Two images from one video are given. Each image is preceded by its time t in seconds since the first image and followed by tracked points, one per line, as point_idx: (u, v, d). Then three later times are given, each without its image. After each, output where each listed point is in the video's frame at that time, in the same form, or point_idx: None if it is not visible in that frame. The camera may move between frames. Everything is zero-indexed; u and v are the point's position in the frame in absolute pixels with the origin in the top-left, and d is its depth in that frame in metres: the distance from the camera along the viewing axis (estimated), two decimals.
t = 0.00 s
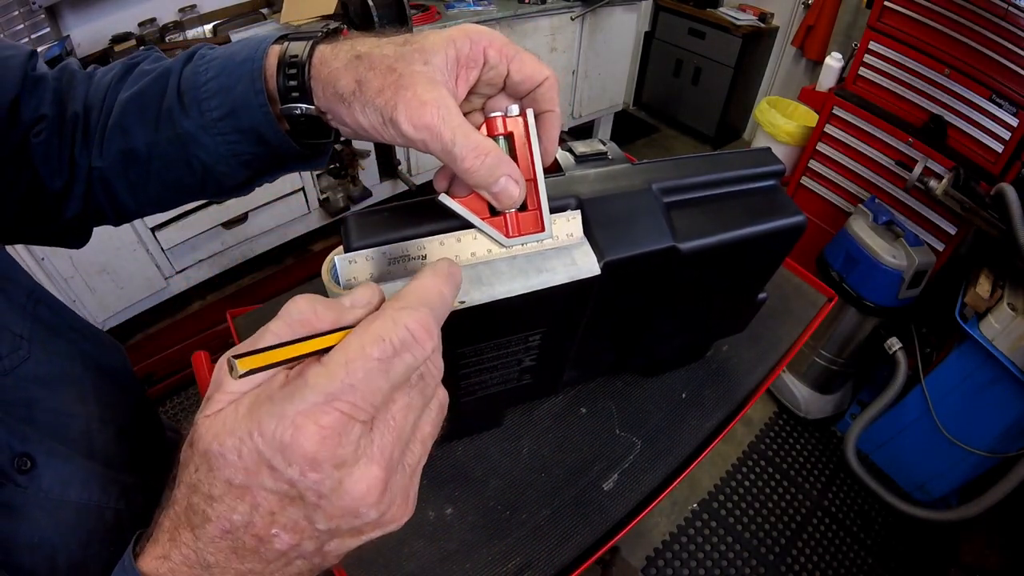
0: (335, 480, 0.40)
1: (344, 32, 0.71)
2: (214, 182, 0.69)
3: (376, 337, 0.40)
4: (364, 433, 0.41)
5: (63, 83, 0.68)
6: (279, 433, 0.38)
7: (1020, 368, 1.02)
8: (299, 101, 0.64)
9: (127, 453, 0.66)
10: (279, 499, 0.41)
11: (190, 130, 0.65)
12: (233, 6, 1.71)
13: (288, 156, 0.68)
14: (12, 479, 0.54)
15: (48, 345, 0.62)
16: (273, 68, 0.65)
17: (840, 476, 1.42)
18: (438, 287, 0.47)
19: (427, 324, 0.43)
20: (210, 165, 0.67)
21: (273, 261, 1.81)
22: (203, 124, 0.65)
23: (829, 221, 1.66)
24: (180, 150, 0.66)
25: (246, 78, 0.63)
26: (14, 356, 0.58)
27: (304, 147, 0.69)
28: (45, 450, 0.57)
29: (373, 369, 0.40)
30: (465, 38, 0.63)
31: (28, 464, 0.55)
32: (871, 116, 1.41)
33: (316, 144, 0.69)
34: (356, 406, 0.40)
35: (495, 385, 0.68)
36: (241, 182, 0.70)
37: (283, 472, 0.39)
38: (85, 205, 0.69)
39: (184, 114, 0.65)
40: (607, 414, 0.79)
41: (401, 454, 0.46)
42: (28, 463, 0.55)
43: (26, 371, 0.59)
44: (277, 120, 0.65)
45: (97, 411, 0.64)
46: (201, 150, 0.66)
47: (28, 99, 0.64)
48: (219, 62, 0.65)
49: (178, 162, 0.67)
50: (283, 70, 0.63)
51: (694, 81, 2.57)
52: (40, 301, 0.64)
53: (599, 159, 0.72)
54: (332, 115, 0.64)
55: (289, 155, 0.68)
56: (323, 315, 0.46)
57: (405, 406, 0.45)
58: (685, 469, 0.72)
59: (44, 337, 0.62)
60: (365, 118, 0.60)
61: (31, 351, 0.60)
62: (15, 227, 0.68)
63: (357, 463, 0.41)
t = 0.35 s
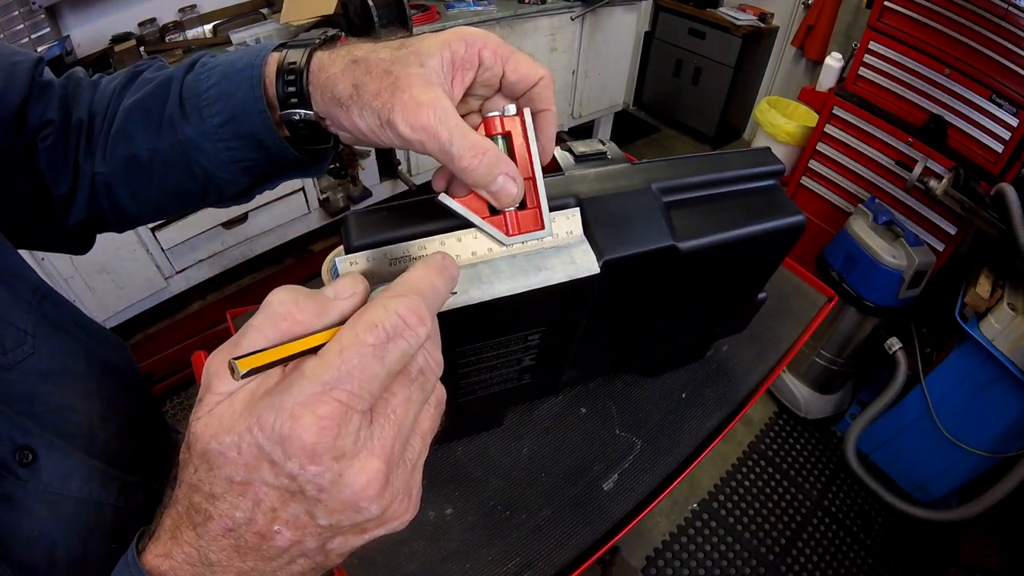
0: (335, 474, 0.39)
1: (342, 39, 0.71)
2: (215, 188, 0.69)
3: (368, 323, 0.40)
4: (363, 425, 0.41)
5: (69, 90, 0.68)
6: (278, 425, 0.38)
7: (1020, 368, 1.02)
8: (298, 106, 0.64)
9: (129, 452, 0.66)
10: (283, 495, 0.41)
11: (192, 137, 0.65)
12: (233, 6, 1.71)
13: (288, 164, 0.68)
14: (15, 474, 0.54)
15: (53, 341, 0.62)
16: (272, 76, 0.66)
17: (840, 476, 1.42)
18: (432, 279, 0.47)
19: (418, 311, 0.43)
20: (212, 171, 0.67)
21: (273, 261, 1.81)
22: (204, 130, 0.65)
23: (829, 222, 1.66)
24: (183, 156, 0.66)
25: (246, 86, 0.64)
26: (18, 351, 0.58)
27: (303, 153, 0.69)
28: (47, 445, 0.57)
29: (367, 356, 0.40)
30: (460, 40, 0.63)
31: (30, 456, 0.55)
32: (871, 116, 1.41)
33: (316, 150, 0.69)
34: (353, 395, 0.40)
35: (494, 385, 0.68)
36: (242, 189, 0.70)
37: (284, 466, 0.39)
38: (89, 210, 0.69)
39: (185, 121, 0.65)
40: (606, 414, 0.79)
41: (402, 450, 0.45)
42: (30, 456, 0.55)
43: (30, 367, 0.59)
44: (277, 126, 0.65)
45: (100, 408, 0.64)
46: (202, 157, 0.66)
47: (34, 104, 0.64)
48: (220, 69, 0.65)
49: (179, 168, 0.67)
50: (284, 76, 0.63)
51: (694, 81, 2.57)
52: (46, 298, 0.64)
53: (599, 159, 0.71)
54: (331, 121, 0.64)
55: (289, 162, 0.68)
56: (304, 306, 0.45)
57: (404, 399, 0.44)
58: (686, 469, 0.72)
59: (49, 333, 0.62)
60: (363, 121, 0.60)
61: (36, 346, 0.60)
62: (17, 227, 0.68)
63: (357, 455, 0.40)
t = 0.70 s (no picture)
0: (329, 466, 0.39)
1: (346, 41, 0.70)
2: (220, 190, 0.69)
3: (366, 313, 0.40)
4: (358, 415, 0.41)
5: (75, 95, 0.68)
6: (273, 415, 0.38)
7: (1020, 368, 1.02)
8: (301, 106, 0.64)
9: (131, 452, 0.66)
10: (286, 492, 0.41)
11: (198, 139, 0.65)
12: (233, 6, 1.71)
13: (293, 165, 0.68)
14: (16, 472, 0.54)
15: (56, 340, 0.62)
16: (276, 77, 0.65)
17: (840, 476, 1.42)
18: (427, 275, 0.46)
19: (417, 305, 0.43)
20: (217, 172, 0.67)
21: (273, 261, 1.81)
22: (210, 132, 0.65)
23: (829, 222, 1.66)
24: (188, 159, 0.66)
25: (251, 88, 0.64)
26: (21, 350, 0.58)
27: (308, 155, 0.68)
28: (49, 442, 0.57)
29: (364, 346, 0.40)
30: (459, 41, 0.63)
31: (32, 453, 0.55)
32: (871, 116, 1.41)
33: (320, 152, 0.68)
34: (350, 386, 0.40)
35: (494, 385, 0.68)
36: (247, 192, 0.70)
37: (277, 455, 0.39)
38: (94, 214, 0.69)
39: (191, 123, 0.65)
40: (606, 414, 0.78)
41: (399, 443, 0.45)
42: (32, 453, 0.54)
43: (33, 366, 0.59)
44: (281, 127, 0.65)
45: (102, 407, 0.64)
46: (208, 159, 0.66)
47: (41, 108, 0.64)
48: (225, 72, 0.65)
49: (184, 169, 0.67)
50: (288, 77, 0.63)
51: (694, 81, 2.57)
52: (50, 297, 0.64)
53: (599, 158, 0.71)
54: (333, 121, 0.64)
55: (295, 163, 0.68)
56: (301, 298, 0.45)
57: (402, 392, 0.44)
58: (686, 469, 0.72)
59: (52, 332, 0.62)
60: (363, 120, 0.60)
61: (39, 344, 0.60)
62: (19, 227, 0.68)
63: (352, 446, 0.40)
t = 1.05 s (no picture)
0: (291, 464, 0.39)
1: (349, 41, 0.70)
2: (221, 190, 0.69)
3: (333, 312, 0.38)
4: (324, 410, 0.40)
5: (77, 95, 0.68)
6: (273, 411, 0.38)
7: (1020, 367, 1.02)
8: (303, 105, 0.64)
9: (130, 450, 0.66)
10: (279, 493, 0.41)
11: (199, 138, 0.65)
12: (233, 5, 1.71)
13: (295, 165, 0.68)
14: (15, 468, 0.54)
15: (58, 337, 0.62)
16: (278, 77, 0.65)
17: (840, 476, 1.42)
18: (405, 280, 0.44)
19: (396, 299, 0.41)
20: (218, 172, 0.67)
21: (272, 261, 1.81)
22: (211, 132, 0.65)
23: (829, 222, 1.66)
24: (189, 158, 0.66)
25: (252, 88, 0.64)
26: (23, 346, 0.58)
27: (310, 154, 0.69)
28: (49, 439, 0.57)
29: (330, 345, 0.38)
30: (460, 42, 0.63)
31: (31, 450, 0.54)
32: (871, 116, 1.41)
33: (321, 151, 0.68)
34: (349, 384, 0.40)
35: (494, 384, 0.68)
36: (249, 192, 0.70)
37: (236, 448, 0.39)
38: (94, 215, 0.69)
39: (193, 123, 0.65)
40: (606, 414, 0.78)
41: (373, 440, 0.45)
42: (31, 449, 0.54)
43: (35, 363, 0.59)
44: (283, 126, 0.65)
45: (103, 406, 0.64)
46: (209, 158, 0.66)
47: (41, 107, 0.64)
48: (227, 72, 0.65)
49: (185, 169, 0.67)
50: (288, 77, 0.63)
51: (694, 81, 2.57)
52: (52, 294, 0.64)
53: (599, 159, 0.71)
54: (334, 121, 0.64)
55: (297, 164, 0.68)
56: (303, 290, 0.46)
57: (377, 387, 0.43)
58: (686, 469, 0.72)
59: (54, 330, 0.62)
60: (364, 120, 0.60)
61: (40, 340, 0.60)
62: (20, 226, 0.68)
63: (313, 440, 0.40)
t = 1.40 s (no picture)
0: (278, 442, 0.38)
1: (347, 43, 0.70)
2: (222, 193, 0.69)
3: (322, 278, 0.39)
4: (313, 386, 0.39)
5: (79, 98, 0.69)
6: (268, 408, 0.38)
7: (1020, 367, 1.02)
8: (302, 108, 0.64)
9: (130, 448, 0.66)
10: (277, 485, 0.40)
11: (199, 141, 0.65)
12: (233, 6, 1.71)
13: (295, 168, 0.69)
14: (17, 462, 0.54)
15: (60, 334, 0.62)
16: (278, 79, 0.65)
17: (840, 476, 1.42)
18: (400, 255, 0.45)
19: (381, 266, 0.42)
20: (218, 175, 0.67)
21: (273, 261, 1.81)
22: (211, 135, 0.65)
23: (829, 222, 1.66)
24: (190, 161, 0.66)
25: (251, 91, 0.64)
26: (26, 340, 0.58)
27: (309, 157, 0.69)
28: (50, 434, 0.57)
29: (313, 311, 0.39)
30: (458, 43, 0.63)
31: (32, 443, 0.54)
32: (871, 116, 1.41)
33: (322, 152, 0.69)
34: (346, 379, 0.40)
35: (494, 384, 0.68)
36: (250, 194, 0.70)
37: (222, 421, 0.38)
38: (96, 217, 0.69)
39: (193, 127, 0.65)
40: (607, 414, 0.78)
41: (364, 425, 0.43)
42: (32, 443, 0.54)
43: (38, 358, 0.59)
44: (282, 129, 0.65)
45: (104, 403, 0.64)
46: (209, 161, 0.66)
47: (44, 110, 0.64)
48: (227, 75, 0.65)
49: (186, 172, 0.67)
50: (288, 80, 0.63)
51: (694, 81, 2.57)
52: (55, 291, 0.64)
53: (598, 159, 0.71)
54: (334, 123, 0.64)
55: (296, 166, 0.68)
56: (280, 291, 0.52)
57: (368, 366, 0.43)
58: (686, 469, 0.72)
59: (55, 326, 0.62)
60: (363, 122, 0.60)
61: (43, 336, 0.60)
62: (22, 227, 0.68)
63: (301, 416, 0.39)
